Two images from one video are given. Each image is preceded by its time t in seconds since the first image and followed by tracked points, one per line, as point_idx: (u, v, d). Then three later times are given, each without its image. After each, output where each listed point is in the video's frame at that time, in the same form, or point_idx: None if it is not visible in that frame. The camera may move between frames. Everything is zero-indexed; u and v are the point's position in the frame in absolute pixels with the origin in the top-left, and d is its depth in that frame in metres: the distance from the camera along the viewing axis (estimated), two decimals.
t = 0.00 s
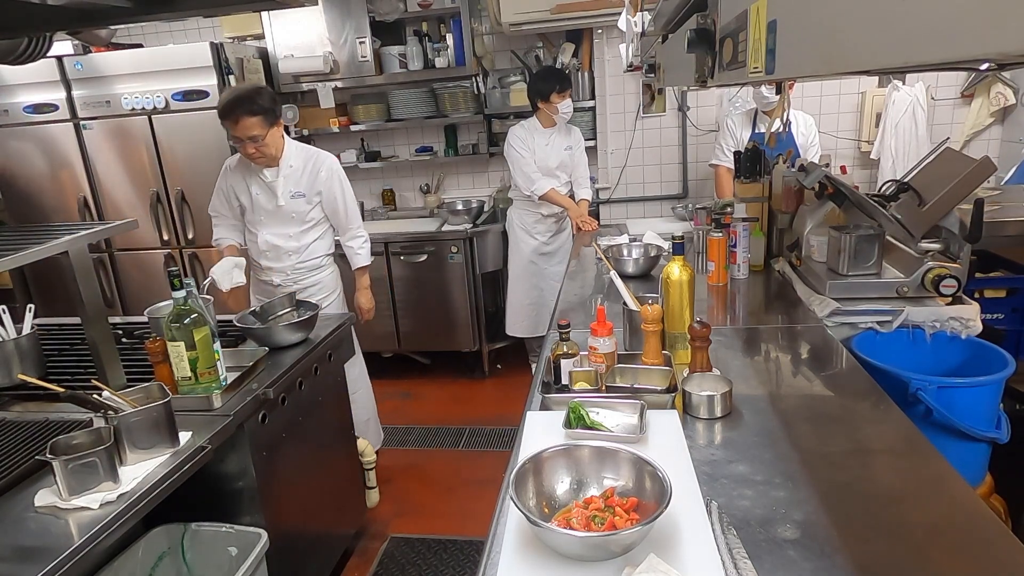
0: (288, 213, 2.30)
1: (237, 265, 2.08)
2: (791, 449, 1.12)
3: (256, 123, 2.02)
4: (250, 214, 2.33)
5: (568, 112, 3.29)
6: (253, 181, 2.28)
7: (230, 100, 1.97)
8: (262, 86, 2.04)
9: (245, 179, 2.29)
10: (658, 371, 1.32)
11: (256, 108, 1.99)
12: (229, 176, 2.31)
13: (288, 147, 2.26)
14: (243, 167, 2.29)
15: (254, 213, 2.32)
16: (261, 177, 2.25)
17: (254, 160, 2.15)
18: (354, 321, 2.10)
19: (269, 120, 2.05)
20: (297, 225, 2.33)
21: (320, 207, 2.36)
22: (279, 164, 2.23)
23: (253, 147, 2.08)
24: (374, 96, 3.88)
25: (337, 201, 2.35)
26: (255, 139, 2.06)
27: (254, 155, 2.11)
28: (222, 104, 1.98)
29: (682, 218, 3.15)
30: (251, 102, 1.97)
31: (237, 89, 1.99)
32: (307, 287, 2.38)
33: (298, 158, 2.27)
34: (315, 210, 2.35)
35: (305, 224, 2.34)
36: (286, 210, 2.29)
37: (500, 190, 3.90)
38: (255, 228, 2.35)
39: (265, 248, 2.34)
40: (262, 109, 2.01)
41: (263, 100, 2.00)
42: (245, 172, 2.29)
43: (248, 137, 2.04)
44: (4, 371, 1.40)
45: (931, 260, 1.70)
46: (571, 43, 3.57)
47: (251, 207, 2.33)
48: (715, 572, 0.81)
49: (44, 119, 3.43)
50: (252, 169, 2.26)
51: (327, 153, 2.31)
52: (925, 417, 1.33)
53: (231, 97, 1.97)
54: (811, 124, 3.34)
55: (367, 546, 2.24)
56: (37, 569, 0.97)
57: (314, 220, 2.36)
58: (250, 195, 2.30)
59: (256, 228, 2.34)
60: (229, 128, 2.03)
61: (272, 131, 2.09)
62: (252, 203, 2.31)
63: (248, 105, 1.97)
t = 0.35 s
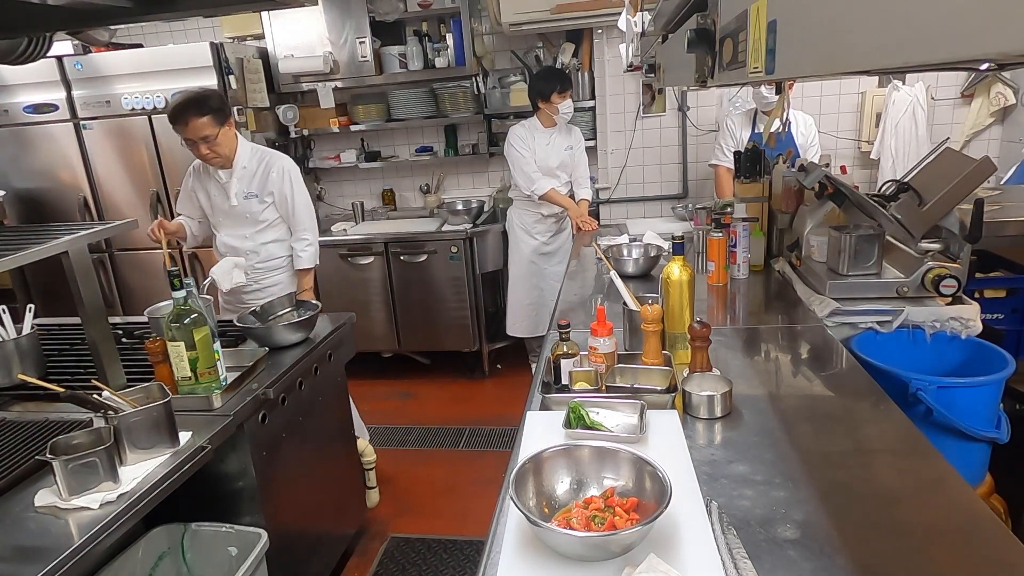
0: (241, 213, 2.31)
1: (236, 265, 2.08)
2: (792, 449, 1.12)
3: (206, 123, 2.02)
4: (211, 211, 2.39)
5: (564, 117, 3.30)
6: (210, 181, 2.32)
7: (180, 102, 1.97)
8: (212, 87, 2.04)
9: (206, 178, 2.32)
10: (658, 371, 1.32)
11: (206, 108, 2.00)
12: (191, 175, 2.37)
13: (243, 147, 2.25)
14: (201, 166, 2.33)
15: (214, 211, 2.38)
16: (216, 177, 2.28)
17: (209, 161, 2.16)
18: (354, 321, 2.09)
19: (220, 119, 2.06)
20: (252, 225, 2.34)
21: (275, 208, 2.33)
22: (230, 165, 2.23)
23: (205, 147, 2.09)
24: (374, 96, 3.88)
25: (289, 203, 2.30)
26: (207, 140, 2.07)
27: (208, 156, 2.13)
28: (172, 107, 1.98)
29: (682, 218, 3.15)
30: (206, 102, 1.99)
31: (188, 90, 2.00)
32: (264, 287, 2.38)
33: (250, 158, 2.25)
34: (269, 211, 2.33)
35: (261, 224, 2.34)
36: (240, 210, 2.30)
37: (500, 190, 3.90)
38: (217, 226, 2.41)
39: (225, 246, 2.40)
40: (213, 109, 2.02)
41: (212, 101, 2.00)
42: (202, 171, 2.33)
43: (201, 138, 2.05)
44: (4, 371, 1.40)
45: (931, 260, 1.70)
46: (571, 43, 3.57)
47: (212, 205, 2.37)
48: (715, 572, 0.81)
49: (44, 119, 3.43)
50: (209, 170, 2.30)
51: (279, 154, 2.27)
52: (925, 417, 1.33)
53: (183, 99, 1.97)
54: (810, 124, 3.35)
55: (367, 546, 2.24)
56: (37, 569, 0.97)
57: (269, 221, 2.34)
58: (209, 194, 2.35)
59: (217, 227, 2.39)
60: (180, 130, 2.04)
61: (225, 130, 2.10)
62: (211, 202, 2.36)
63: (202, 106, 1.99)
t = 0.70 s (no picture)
0: (229, 211, 2.31)
1: (236, 265, 2.08)
2: (792, 449, 1.12)
3: (196, 119, 2.02)
4: (196, 212, 2.37)
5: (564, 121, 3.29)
6: (193, 180, 2.31)
7: (170, 100, 1.96)
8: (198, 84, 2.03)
9: (187, 179, 2.31)
10: (658, 371, 1.32)
11: (196, 105, 2.00)
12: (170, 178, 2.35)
13: (225, 145, 2.26)
14: (182, 167, 2.32)
15: (198, 212, 2.36)
16: (199, 177, 2.27)
17: (198, 159, 2.14)
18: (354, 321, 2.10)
19: (207, 115, 2.06)
20: (241, 221, 2.34)
21: (263, 203, 2.35)
22: (215, 163, 2.23)
23: (196, 144, 2.08)
24: (374, 96, 3.88)
25: (276, 197, 2.32)
26: (198, 136, 2.07)
27: (199, 153, 2.11)
28: (160, 105, 1.97)
29: (682, 218, 3.15)
30: (194, 102, 1.98)
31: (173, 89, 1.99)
32: (257, 283, 2.39)
33: (234, 155, 2.26)
34: (257, 206, 2.34)
35: (250, 220, 2.35)
36: (227, 207, 2.30)
37: (500, 190, 3.90)
38: (202, 227, 2.40)
39: (214, 246, 2.39)
40: (201, 107, 2.01)
41: (200, 98, 2.00)
42: (184, 172, 2.32)
43: (191, 134, 2.05)
44: (4, 371, 1.40)
45: (931, 260, 1.70)
46: (571, 43, 3.57)
47: (196, 205, 2.36)
48: (715, 572, 0.81)
49: (44, 119, 3.43)
50: (191, 170, 2.29)
51: (262, 148, 2.30)
52: (926, 417, 1.33)
53: (167, 99, 1.96)
54: (810, 124, 3.34)
55: (367, 546, 2.24)
56: (37, 569, 0.97)
57: (257, 216, 2.35)
58: (192, 194, 2.34)
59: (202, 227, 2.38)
60: (168, 129, 2.03)
61: (212, 126, 2.11)
62: (196, 201, 2.35)
63: (190, 105, 1.98)
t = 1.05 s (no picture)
0: (233, 211, 2.31)
1: (236, 265, 2.08)
2: (792, 449, 1.12)
3: (205, 119, 2.03)
4: (197, 212, 2.36)
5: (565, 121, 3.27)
6: (197, 180, 2.30)
7: (180, 96, 1.97)
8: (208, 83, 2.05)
9: (190, 178, 2.31)
10: (658, 371, 1.32)
11: (205, 104, 2.00)
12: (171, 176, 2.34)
13: (230, 146, 2.27)
14: (185, 165, 2.31)
15: (201, 212, 2.35)
16: (203, 176, 2.27)
17: (203, 157, 2.15)
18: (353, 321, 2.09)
19: (217, 115, 2.07)
20: (245, 223, 2.35)
21: (267, 205, 2.36)
22: (220, 163, 2.23)
23: (202, 143, 2.09)
24: (374, 96, 3.88)
25: (282, 199, 2.33)
26: (205, 136, 2.07)
27: (204, 152, 2.12)
28: (171, 102, 1.98)
29: (682, 218, 3.16)
30: (203, 99, 1.99)
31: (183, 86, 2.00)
32: (259, 285, 2.39)
33: (240, 156, 2.27)
34: (261, 208, 2.35)
35: (253, 221, 2.35)
36: (231, 208, 2.30)
37: (500, 190, 3.90)
38: (204, 227, 2.39)
39: (215, 246, 2.38)
40: (210, 105, 2.02)
41: (209, 97, 2.01)
42: (188, 171, 2.31)
43: (198, 133, 2.05)
44: (4, 371, 1.40)
45: (931, 260, 1.70)
46: (571, 43, 3.57)
47: (198, 205, 2.35)
48: (715, 572, 0.81)
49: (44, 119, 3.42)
50: (195, 169, 2.28)
51: (269, 151, 2.31)
52: (925, 417, 1.33)
53: (174, 96, 1.97)
54: (810, 124, 3.34)
55: (367, 546, 2.24)
56: (37, 569, 0.97)
57: (261, 218, 2.36)
58: (195, 193, 2.33)
59: (204, 227, 2.37)
60: (176, 125, 2.04)
61: (220, 127, 2.11)
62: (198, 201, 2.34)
63: (198, 103, 1.99)
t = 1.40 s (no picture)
0: (252, 213, 2.29)
1: (236, 264, 2.09)
2: (791, 449, 1.12)
3: (230, 121, 2.04)
4: (210, 214, 2.31)
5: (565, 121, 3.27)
6: (212, 181, 2.26)
7: (206, 96, 1.97)
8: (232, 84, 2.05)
9: (204, 179, 2.26)
10: (658, 371, 1.32)
11: (230, 106, 2.01)
12: (183, 177, 2.27)
13: (248, 147, 2.26)
14: (200, 166, 2.26)
15: (215, 214, 2.30)
16: (221, 177, 2.24)
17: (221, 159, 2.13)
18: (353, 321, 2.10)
19: (241, 119, 2.08)
20: (262, 225, 2.33)
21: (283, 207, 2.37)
22: (241, 164, 2.22)
23: (223, 144, 2.09)
24: (374, 96, 3.88)
25: (299, 201, 2.38)
26: (227, 138, 2.07)
27: (224, 154, 2.11)
28: (198, 100, 1.98)
29: (682, 218, 3.16)
30: (229, 101, 2.00)
31: (208, 86, 2.00)
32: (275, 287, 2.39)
33: (259, 157, 2.27)
34: (278, 209, 2.36)
35: (270, 223, 2.35)
36: (250, 209, 2.29)
37: (500, 190, 3.90)
38: (216, 230, 2.33)
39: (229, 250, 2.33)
40: (236, 107, 2.03)
41: (235, 98, 2.02)
42: (204, 172, 2.26)
43: (220, 135, 2.05)
44: (4, 372, 1.40)
45: (931, 260, 1.70)
46: (571, 43, 3.57)
47: (211, 207, 2.30)
48: (715, 572, 0.81)
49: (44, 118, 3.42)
50: (212, 170, 2.24)
51: (287, 153, 2.34)
52: (925, 417, 1.33)
53: (202, 94, 1.97)
54: (810, 124, 3.34)
55: (367, 546, 2.24)
56: (37, 569, 0.97)
57: (277, 220, 2.37)
58: (209, 195, 2.28)
59: (217, 230, 2.32)
60: (199, 124, 2.03)
61: (242, 130, 2.12)
62: (212, 202, 2.29)
63: (225, 104, 2.00)
